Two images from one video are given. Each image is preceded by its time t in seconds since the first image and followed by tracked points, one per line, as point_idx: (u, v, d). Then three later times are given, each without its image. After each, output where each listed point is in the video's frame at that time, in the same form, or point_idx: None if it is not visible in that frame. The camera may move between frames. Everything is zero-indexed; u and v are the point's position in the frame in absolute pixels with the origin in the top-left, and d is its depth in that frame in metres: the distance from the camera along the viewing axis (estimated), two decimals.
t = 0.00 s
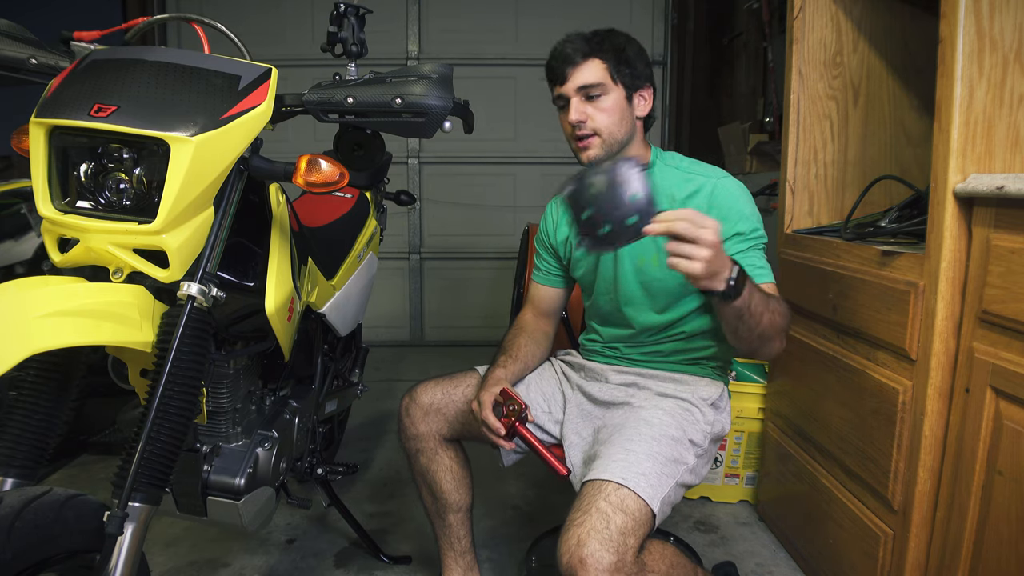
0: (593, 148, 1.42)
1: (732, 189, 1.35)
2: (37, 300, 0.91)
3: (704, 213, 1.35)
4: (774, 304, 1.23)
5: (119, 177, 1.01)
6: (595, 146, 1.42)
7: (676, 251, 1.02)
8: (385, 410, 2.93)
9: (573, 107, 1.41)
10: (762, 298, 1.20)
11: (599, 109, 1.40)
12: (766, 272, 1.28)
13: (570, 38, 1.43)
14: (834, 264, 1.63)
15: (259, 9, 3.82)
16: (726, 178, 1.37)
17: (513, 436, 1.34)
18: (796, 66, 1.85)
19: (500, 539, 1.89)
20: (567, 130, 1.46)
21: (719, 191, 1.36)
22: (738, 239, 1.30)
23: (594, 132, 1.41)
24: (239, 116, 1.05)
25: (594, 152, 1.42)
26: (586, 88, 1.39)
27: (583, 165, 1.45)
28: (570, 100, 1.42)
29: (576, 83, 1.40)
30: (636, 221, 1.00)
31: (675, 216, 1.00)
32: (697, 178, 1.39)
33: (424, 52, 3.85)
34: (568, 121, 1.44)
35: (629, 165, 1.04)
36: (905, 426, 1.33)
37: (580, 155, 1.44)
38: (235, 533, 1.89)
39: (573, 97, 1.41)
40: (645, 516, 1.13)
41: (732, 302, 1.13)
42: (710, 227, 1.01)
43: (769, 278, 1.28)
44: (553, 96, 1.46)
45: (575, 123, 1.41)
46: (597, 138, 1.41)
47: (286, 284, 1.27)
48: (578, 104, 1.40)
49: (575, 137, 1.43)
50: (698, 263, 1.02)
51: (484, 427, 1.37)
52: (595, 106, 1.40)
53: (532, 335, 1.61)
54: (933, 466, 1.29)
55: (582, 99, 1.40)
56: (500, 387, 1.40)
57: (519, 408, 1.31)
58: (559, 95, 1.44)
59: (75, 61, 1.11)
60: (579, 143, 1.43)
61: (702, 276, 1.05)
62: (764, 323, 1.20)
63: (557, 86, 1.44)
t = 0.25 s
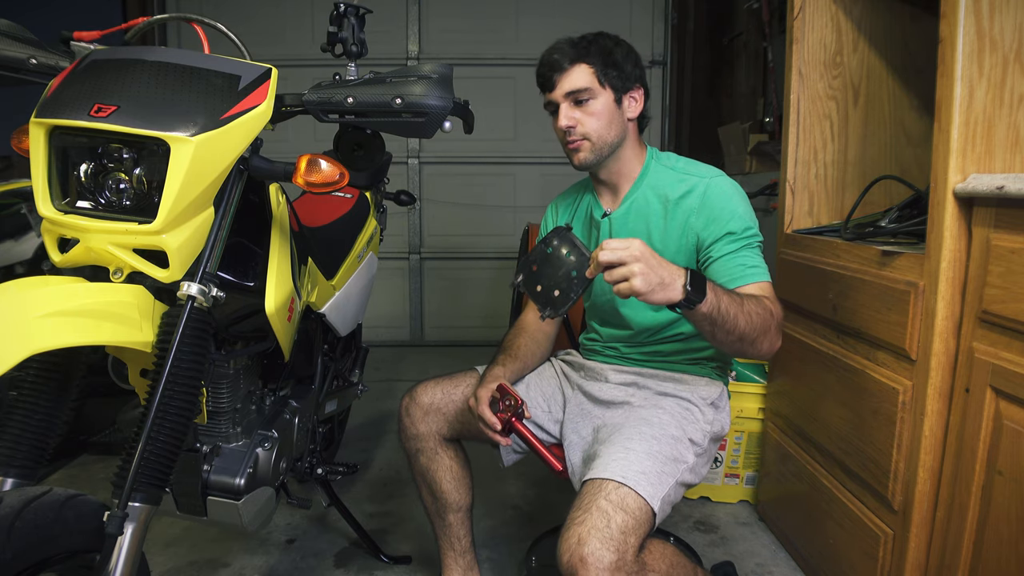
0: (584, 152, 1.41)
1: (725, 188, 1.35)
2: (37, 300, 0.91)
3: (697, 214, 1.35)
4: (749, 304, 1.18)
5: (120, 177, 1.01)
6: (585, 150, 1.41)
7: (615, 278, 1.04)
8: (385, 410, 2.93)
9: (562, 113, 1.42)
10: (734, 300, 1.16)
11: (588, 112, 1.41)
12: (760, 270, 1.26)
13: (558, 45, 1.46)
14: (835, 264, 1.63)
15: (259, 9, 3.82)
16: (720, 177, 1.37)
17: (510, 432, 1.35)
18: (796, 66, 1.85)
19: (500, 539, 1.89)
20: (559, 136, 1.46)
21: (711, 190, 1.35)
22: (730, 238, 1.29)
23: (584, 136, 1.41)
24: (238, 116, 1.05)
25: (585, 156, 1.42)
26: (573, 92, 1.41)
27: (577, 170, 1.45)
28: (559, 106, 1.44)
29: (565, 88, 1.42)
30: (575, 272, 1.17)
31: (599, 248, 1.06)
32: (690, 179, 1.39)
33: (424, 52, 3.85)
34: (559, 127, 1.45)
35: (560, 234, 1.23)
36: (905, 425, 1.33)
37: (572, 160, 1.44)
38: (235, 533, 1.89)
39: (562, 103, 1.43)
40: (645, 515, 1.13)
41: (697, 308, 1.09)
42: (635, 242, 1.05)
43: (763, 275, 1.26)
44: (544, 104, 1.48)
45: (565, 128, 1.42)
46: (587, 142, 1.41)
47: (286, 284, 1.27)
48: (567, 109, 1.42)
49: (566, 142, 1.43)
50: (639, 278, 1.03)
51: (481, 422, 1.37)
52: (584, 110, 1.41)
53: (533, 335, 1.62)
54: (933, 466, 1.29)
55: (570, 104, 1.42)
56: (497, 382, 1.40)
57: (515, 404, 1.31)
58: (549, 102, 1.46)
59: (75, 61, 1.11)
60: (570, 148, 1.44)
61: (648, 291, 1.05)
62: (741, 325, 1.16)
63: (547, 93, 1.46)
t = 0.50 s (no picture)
0: (579, 156, 1.42)
1: (722, 188, 1.35)
2: (38, 300, 0.91)
3: (694, 214, 1.35)
4: (748, 305, 1.18)
5: (119, 177, 1.01)
6: (580, 153, 1.42)
7: (615, 285, 1.04)
8: (385, 411, 2.93)
9: (557, 116, 1.43)
10: (733, 302, 1.16)
11: (582, 115, 1.41)
12: (757, 270, 1.26)
13: (551, 48, 1.46)
14: (835, 264, 1.63)
15: (259, 9, 3.82)
16: (717, 177, 1.37)
17: (506, 430, 1.35)
18: (796, 66, 1.85)
19: (500, 539, 1.89)
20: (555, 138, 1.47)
21: (708, 189, 1.35)
22: (728, 238, 1.29)
23: (579, 139, 1.42)
24: (239, 116, 1.05)
25: (580, 159, 1.43)
26: (567, 95, 1.41)
27: (573, 172, 1.46)
28: (553, 109, 1.44)
29: (558, 91, 1.42)
30: (575, 276, 1.17)
31: (598, 254, 1.05)
32: (687, 178, 1.38)
33: (424, 52, 3.85)
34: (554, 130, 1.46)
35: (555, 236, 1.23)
36: (905, 425, 1.33)
37: (568, 163, 1.45)
38: (235, 533, 1.89)
39: (556, 106, 1.43)
40: (644, 513, 1.13)
41: (697, 312, 1.10)
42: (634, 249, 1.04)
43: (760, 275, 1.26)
44: (539, 106, 1.49)
45: (560, 131, 1.43)
46: (582, 145, 1.42)
47: (286, 284, 1.27)
48: (561, 112, 1.42)
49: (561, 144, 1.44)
50: (639, 286, 1.03)
51: (478, 420, 1.37)
52: (578, 113, 1.41)
53: (531, 335, 1.62)
54: (932, 465, 1.29)
55: (564, 107, 1.42)
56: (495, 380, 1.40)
57: (513, 403, 1.31)
58: (544, 105, 1.46)
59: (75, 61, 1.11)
60: (566, 150, 1.44)
61: (648, 298, 1.04)
62: (741, 327, 1.16)
63: (541, 95, 1.47)
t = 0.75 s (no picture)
0: (582, 155, 1.42)
1: (722, 189, 1.35)
2: (38, 300, 0.91)
3: (694, 215, 1.35)
4: (745, 307, 1.18)
5: (119, 177, 1.01)
6: (583, 152, 1.42)
7: (615, 283, 1.03)
8: (385, 411, 2.93)
9: (561, 113, 1.42)
10: (731, 304, 1.16)
11: (587, 114, 1.41)
12: (755, 271, 1.26)
13: (560, 43, 1.45)
14: (835, 264, 1.63)
15: (259, 9, 3.82)
16: (717, 178, 1.37)
17: (507, 432, 1.35)
18: (796, 66, 1.86)
19: (500, 539, 1.89)
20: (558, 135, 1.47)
21: (708, 190, 1.35)
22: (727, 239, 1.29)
23: (582, 138, 1.42)
24: (238, 116, 1.05)
25: (582, 159, 1.42)
26: (574, 93, 1.41)
27: (574, 171, 1.46)
28: (558, 106, 1.44)
29: (565, 88, 1.41)
30: (574, 274, 1.16)
31: (599, 251, 1.04)
32: (687, 179, 1.39)
33: (424, 52, 3.85)
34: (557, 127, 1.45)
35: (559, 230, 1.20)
36: (905, 425, 1.33)
37: (569, 161, 1.45)
38: (235, 533, 1.89)
39: (561, 103, 1.42)
40: (645, 513, 1.13)
41: (695, 314, 1.10)
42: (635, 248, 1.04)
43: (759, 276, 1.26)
44: (544, 102, 1.48)
45: (564, 128, 1.42)
46: (586, 144, 1.42)
47: (286, 284, 1.27)
48: (566, 110, 1.42)
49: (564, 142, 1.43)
50: (639, 285, 1.03)
51: (478, 422, 1.37)
52: (583, 112, 1.41)
53: (531, 335, 1.62)
54: (932, 465, 1.29)
55: (570, 105, 1.42)
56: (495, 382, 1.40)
57: (513, 403, 1.31)
58: (549, 101, 1.46)
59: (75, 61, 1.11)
60: (569, 148, 1.44)
61: (647, 298, 1.04)
62: (738, 329, 1.16)
63: (547, 91, 1.46)
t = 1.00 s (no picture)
0: (588, 152, 1.43)
1: (727, 191, 1.34)
2: (38, 300, 0.91)
3: (699, 217, 1.34)
4: (755, 314, 1.19)
5: (119, 177, 1.01)
6: (590, 149, 1.42)
7: (645, 266, 1.03)
8: (385, 410, 2.93)
9: (571, 109, 1.41)
10: (743, 310, 1.16)
11: (597, 112, 1.41)
12: (757, 276, 1.26)
13: (574, 38, 1.44)
14: (834, 264, 1.63)
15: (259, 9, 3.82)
16: (722, 180, 1.36)
17: (507, 434, 1.36)
18: (796, 66, 1.86)
19: (500, 539, 1.89)
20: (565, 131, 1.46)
21: (714, 193, 1.35)
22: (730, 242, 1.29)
23: (590, 135, 1.41)
24: (238, 116, 1.05)
25: (588, 155, 1.43)
26: (585, 90, 1.40)
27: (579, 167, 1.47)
28: (569, 101, 1.43)
29: (576, 85, 1.41)
30: (608, 231, 1.08)
31: (646, 231, 1.03)
32: (693, 180, 1.38)
33: (424, 52, 3.85)
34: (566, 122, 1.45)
35: (608, 175, 1.09)
36: (905, 425, 1.33)
37: (575, 157, 1.45)
38: (236, 533, 1.89)
39: (572, 99, 1.42)
40: (646, 512, 1.13)
41: (708, 318, 1.10)
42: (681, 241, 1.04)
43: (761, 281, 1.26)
44: (553, 96, 1.47)
45: (572, 124, 1.42)
46: (593, 142, 1.42)
47: (286, 284, 1.27)
48: (576, 106, 1.41)
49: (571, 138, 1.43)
50: (666, 281, 1.03)
51: (479, 424, 1.37)
52: (593, 109, 1.41)
53: (531, 335, 1.61)
54: (932, 465, 1.29)
55: (580, 101, 1.41)
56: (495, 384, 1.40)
57: (513, 407, 1.32)
58: (559, 95, 1.45)
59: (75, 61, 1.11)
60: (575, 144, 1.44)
61: (669, 294, 1.04)
62: (745, 335, 1.16)
63: (557, 86, 1.45)
